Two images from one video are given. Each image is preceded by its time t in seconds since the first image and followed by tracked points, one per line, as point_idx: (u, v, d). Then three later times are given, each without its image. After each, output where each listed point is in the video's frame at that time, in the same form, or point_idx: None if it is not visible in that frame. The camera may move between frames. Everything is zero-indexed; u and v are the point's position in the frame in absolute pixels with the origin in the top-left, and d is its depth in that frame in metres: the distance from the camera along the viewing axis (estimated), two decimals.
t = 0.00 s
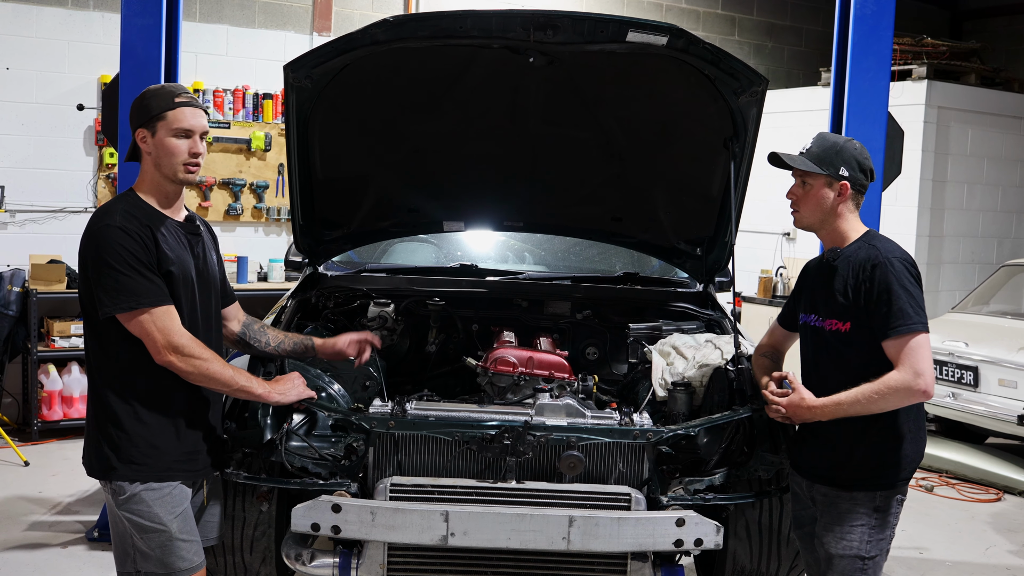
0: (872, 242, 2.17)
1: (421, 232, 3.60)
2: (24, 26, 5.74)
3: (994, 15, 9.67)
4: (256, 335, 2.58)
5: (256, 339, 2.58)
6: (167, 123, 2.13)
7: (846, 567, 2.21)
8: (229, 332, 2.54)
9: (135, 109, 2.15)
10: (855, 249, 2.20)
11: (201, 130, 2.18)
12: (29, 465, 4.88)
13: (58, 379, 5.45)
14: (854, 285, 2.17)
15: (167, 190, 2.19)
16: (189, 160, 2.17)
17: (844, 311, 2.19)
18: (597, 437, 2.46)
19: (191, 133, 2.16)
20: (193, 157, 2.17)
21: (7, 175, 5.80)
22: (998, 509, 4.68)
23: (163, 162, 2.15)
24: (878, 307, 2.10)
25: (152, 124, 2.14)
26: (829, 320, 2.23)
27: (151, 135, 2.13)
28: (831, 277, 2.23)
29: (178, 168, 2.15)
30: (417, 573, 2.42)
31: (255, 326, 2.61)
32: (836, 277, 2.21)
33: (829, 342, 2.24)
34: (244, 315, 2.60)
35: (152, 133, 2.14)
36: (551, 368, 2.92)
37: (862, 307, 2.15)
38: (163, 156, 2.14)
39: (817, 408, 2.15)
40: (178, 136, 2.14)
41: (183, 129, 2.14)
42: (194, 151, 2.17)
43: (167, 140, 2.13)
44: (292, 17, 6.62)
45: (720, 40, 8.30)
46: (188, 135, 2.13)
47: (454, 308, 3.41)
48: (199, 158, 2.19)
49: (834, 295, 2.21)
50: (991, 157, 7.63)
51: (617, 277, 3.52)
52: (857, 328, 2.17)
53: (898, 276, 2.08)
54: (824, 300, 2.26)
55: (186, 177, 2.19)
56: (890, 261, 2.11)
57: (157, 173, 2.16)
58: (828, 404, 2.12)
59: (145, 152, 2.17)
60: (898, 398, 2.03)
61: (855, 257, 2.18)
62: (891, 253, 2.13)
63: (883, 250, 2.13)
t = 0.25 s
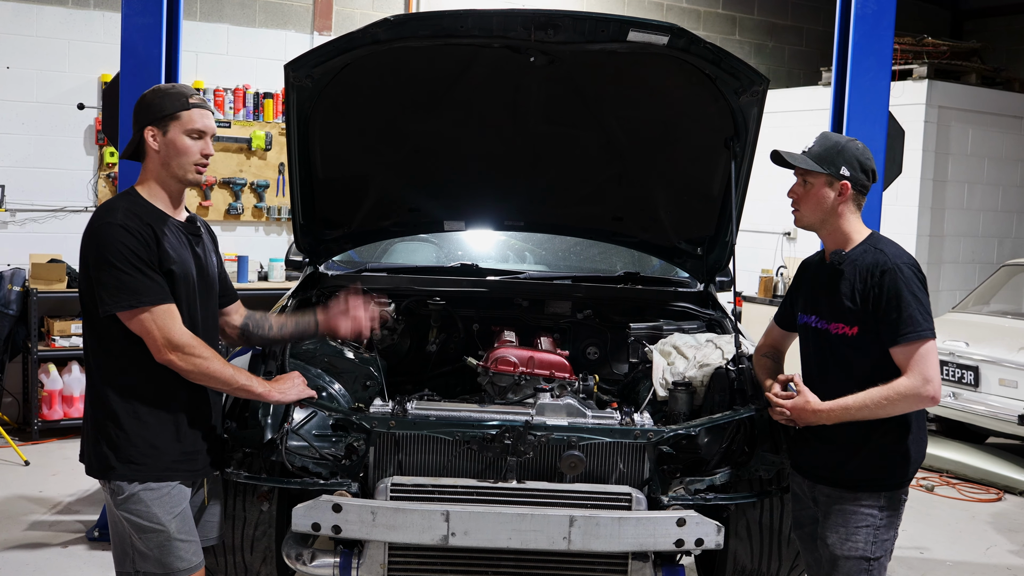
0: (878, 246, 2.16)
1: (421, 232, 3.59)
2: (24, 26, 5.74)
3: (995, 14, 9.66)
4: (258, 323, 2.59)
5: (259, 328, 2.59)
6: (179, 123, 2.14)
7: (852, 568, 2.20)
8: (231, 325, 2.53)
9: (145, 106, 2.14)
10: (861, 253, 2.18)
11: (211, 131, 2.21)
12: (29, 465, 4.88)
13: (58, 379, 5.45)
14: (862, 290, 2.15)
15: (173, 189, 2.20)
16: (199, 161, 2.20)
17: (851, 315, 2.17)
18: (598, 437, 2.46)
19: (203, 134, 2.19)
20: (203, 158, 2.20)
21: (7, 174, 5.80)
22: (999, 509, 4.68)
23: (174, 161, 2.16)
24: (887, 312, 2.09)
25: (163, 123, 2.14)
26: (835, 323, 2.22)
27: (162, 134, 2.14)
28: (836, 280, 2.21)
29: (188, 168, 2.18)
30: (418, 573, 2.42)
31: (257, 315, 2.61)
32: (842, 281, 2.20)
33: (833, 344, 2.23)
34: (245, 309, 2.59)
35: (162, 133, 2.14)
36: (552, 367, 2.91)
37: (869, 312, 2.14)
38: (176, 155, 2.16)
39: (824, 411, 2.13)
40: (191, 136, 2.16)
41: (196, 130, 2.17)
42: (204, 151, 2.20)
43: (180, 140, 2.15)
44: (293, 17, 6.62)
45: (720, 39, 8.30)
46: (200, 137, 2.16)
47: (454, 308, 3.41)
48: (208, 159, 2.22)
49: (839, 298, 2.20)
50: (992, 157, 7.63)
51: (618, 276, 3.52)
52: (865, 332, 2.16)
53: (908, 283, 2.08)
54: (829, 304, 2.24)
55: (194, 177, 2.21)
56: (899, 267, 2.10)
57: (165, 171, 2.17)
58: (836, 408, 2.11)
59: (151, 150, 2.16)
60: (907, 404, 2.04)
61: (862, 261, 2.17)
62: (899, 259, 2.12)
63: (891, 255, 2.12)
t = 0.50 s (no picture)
0: (888, 248, 2.16)
1: (422, 231, 3.59)
2: (25, 25, 5.74)
3: (997, 14, 9.66)
4: (257, 310, 2.61)
5: (258, 315, 2.61)
6: (198, 125, 2.16)
7: (860, 569, 2.19)
8: (232, 317, 2.53)
9: (164, 104, 2.14)
10: (871, 255, 2.18)
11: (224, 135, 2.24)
12: (30, 464, 4.88)
13: (59, 378, 5.45)
14: (871, 292, 2.15)
15: (182, 189, 2.22)
16: (212, 164, 2.22)
17: (861, 317, 2.17)
18: (599, 436, 2.45)
19: (217, 138, 2.22)
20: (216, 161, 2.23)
21: (8, 173, 5.81)
22: (999, 508, 4.67)
23: (189, 162, 2.18)
24: (897, 314, 2.08)
25: (182, 124, 2.15)
26: (843, 325, 2.21)
27: (180, 135, 2.15)
28: (846, 282, 2.21)
29: (201, 170, 2.20)
30: (419, 572, 2.42)
31: (257, 304, 2.62)
32: (852, 282, 2.19)
33: (840, 344, 2.23)
34: (243, 299, 2.60)
35: (180, 133, 2.15)
36: (553, 366, 2.90)
37: (879, 314, 2.14)
38: (192, 157, 2.17)
39: (829, 411, 2.13)
40: (208, 139, 2.19)
41: (213, 134, 2.19)
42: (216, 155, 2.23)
43: (197, 142, 2.17)
44: (294, 16, 6.62)
45: (722, 39, 8.30)
46: (218, 141, 2.19)
47: (456, 307, 3.40)
48: (219, 163, 2.25)
49: (849, 299, 2.20)
50: (994, 157, 7.62)
51: (619, 275, 3.51)
52: (874, 334, 2.15)
53: (919, 285, 2.07)
54: (838, 305, 2.23)
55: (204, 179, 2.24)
56: (909, 269, 2.10)
57: (178, 172, 2.18)
58: (841, 408, 2.10)
59: (165, 149, 2.16)
60: (914, 406, 2.03)
61: (872, 263, 2.17)
62: (909, 261, 2.11)
63: (902, 257, 2.12)
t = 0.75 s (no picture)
0: (890, 250, 2.16)
1: (421, 232, 3.59)
2: (24, 25, 5.74)
3: (994, 15, 9.67)
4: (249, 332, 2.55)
5: (247, 339, 2.55)
6: (204, 129, 2.18)
7: (866, 572, 2.19)
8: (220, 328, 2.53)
9: (173, 106, 2.13)
10: (873, 257, 2.18)
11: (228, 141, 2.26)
12: (28, 465, 4.87)
13: (58, 379, 5.44)
14: (874, 293, 2.15)
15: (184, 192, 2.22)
16: (213, 169, 2.23)
17: (863, 318, 2.17)
18: (597, 437, 2.45)
19: (221, 144, 2.23)
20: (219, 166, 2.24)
21: (7, 174, 5.80)
22: (998, 509, 4.67)
23: (193, 166, 2.18)
24: (899, 315, 2.08)
25: (189, 127, 2.16)
26: (846, 327, 2.21)
27: (187, 138, 2.15)
28: (848, 284, 2.21)
29: (203, 174, 2.21)
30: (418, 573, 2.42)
31: (249, 324, 2.57)
32: (855, 284, 2.19)
33: (842, 346, 2.23)
34: (238, 311, 2.57)
35: (186, 137, 2.16)
36: (551, 368, 2.91)
37: (881, 315, 2.14)
38: (198, 161, 2.18)
39: (831, 412, 2.12)
40: (213, 145, 2.20)
41: (218, 140, 2.21)
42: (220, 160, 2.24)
43: (202, 146, 2.18)
44: (293, 17, 6.61)
45: (720, 40, 8.30)
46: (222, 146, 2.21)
47: (454, 308, 3.40)
48: (220, 168, 2.26)
49: (851, 301, 2.20)
50: (992, 158, 7.63)
51: (617, 277, 3.51)
52: (877, 336, 2.15)
53: (922, 288, 2.07)
54: (840, 306, 2.23)
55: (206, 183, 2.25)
56: (912, 271, 2.10)
57: (181, 174, 2.19)
58: (843, 410, 2.10)
59: (169, 151, 2.16)
60: (915, 409, 2.03)
61: (875, 265, 2.17)
62: (911, 263, 2.12)
63: (905, 260, 2.12)
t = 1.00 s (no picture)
0: (889, 252, 2.16)
1: (421, 233, 3.59)
2: (25, 27, 5.74)
3: (994, 17, 9.67)
4: (250, 336, 2.57)
5: (246, 342, 2.56)
6: (207, 132, 2.18)
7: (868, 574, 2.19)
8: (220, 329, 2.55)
9: (176, 108, 2.14)
10: (873, 258, 2.18)
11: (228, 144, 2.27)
12: (28, 466, 4.87)
13: (58, 380, 5.44)
14: (874, 294, 2.15)
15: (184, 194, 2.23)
16: (214, 172, 2.24)
17: (863, 319, 2.17)
18: (597, 438, 2.45)
19: (222, 147, 2.24)
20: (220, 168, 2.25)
21: (7, 175, 5.80)
22: (998, 511, 4.67)
23: (195, 168, 2.19)
24: (898, 317, 2.08)
25: (192, 130, 2.17)
26: (845, 328, 2.21)
27: (190, 141, 2.16)
28: (847, 285, 2.21)
29: (205, 177, 2.22)
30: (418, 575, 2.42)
31: (250, 326, 2.59)
32: (854, 286, 2.19)
33: (842, 347, 2.22)
34: (240, 313, 2.59)
35: (188, 139, 2.16)
36: (552, 369, 2.91)
37: (881, 317, 2.14)
38: (199, 164, 2.19)
39: (830, 413, 2.13)
40: (215, 148, 2.21)
41: (220, 143, 2.22)
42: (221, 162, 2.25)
43: (204, 149, 2.19)
44: (293, 18, 6.62)
45: (720, 41, 8.31)
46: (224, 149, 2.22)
47: (454, 309, 3.40)
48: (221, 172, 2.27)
49: (850, 303, 2.20)
50: (992, 160, 7.63)
51: (617, 278, 3.50)
52: (877, 337, 2.15)
53: (920, 289, 2.07)
54: (840, 308, 2.23)
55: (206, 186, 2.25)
56: (912, 272, 2.10)
57: (182, 177, 2.19)
58: (843, 411, 2.10)
59: (171, 154, 2.17)
60: (915, 409, 2.03)
61: (874, 267, 2.17)
62: (910, 265, 2.12)
63: (904, 261, 2.12)
